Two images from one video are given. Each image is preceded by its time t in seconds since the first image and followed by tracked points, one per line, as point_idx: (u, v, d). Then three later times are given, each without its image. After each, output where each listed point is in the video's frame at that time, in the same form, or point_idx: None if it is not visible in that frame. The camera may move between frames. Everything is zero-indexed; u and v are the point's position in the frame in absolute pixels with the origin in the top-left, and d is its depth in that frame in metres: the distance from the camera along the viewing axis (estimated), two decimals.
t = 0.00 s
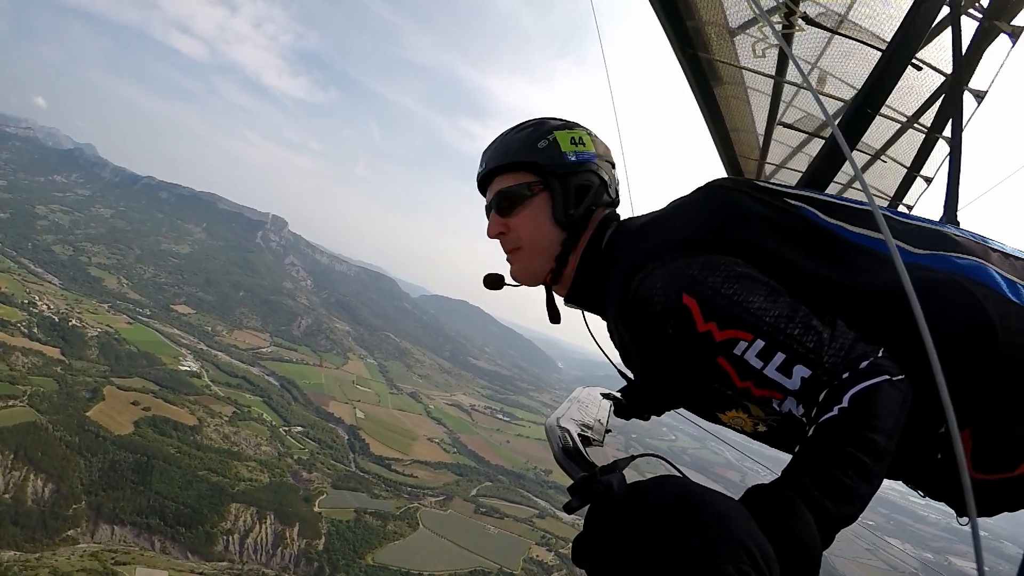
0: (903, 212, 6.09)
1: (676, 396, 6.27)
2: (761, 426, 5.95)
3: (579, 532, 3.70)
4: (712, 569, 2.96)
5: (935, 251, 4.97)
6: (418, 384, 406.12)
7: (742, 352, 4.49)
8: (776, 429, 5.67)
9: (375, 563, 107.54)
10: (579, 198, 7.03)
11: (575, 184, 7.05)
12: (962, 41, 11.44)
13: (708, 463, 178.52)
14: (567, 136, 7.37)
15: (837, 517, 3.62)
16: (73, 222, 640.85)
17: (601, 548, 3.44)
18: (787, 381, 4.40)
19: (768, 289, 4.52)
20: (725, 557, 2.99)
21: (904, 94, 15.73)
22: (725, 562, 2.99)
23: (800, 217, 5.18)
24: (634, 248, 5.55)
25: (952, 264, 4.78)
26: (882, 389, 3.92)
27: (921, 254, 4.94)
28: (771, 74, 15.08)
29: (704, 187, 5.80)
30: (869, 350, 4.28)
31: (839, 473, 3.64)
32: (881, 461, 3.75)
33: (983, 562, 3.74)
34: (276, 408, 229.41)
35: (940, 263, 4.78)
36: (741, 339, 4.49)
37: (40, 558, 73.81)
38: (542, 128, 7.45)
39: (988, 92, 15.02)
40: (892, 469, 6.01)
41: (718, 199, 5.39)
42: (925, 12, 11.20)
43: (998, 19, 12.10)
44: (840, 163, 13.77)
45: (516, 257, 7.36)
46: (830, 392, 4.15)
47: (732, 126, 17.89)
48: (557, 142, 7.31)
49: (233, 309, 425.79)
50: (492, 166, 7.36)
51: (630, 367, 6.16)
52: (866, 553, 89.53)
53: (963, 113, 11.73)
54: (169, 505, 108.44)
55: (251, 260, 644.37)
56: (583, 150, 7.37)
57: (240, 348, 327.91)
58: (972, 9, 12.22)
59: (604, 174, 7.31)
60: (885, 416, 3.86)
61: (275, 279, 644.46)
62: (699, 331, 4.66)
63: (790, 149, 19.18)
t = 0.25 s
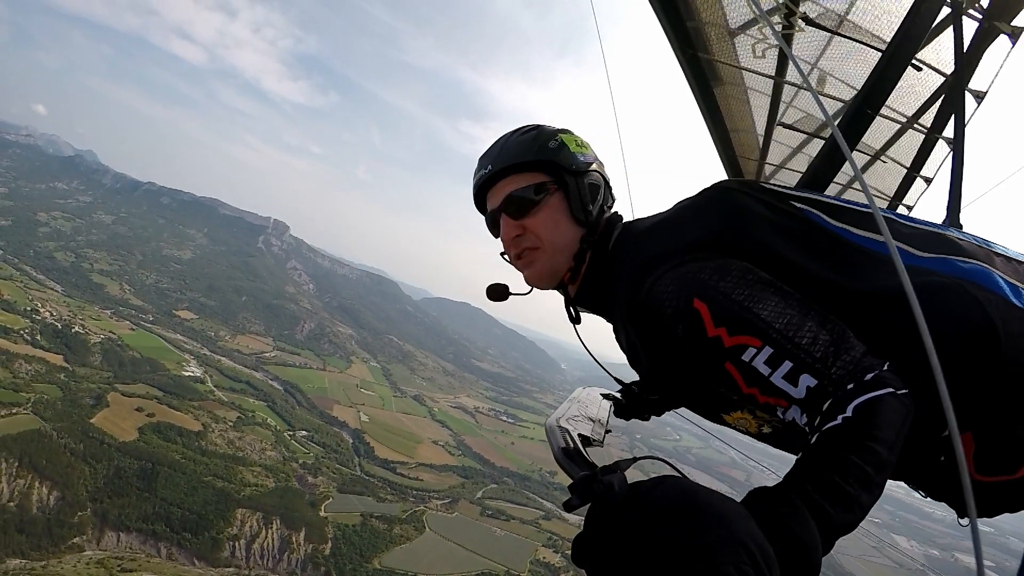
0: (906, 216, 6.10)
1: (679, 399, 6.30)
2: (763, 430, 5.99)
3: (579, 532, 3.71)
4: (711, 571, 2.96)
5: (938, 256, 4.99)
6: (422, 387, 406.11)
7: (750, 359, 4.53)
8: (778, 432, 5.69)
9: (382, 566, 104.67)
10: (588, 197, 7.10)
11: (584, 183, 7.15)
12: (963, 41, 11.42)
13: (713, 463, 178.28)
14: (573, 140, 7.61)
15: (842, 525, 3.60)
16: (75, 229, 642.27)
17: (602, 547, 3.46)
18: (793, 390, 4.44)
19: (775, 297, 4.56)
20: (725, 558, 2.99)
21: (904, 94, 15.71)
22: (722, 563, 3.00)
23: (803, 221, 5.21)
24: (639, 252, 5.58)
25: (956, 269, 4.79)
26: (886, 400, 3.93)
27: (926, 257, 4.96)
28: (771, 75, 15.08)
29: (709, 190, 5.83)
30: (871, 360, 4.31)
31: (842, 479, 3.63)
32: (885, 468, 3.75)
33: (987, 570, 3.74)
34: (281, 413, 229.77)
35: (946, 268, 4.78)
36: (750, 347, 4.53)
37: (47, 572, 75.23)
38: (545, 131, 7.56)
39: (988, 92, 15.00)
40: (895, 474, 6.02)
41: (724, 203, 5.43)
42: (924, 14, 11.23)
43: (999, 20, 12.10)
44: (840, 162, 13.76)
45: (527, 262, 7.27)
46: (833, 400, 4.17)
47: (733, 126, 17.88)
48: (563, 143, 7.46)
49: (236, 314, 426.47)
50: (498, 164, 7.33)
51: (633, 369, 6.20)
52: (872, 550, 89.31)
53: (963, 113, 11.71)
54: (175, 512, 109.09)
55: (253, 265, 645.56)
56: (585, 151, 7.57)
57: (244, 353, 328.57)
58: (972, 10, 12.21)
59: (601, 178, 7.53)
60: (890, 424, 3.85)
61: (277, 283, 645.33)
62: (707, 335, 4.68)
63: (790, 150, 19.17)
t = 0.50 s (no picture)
0: (903, 214, 6.10)
1: (677, 399, 6.33)
2: (761, 431, 6.01)
3: (579, 531, 3.74)
4: (711, 567, 2.97)
5: (934, 254, 5.02)
6: (425, 387, 406.25)
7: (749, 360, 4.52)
8: (776, 433, 5.74)
9: (386, 568, 104.30)
10: (577, 205, 7.07)
11: (572, 189, 7.12)
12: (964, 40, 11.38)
13: (716, 462, 178.09)
14: (560, 144, 7.57)
15: (841, 524, 3.59)
16: (77, 230, 642.46)
17: (604, 548, 3.47)
18: (789, 389, 4.46)
19: (772, 299, 4.57)
20: (724, 556, 3.00)
21: (904, 93, 15.69)
22: (725, 561, 2.99)
23: (796, 221, 5.30)
24: (637, 255, 5.60)
25: (956, 267, 4.81)
26: (882, 399, 3.98)
27: (922, 256, 4.97)
28: (771, 74, 15.08)
29: (705, 191, 5.87)
30: (868, 359, 4.31)
31: (841, 478, 3.64)
32: (884, 468, 3.76)
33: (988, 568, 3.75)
34: (284, 414, 229.89)
35: (942, 265, 4.83)
36: (746, 348, 4.53)
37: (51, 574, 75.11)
38: (533, 138, 7.56)
39: (988, 92, 15.00)
40: (893, 472, 6.03)
41: (721, 204, 5.48)
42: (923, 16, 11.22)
43: (999, 19, 12.08)
44: (841, 163, 13.74)
45: (522, 270, 7.32)
46: (830, 400, 4.20)
47: (733, 126, 17.88)
48: (550, 149, 7.47)
49: (239, 315, 426.83)
50: (482, 178, 7.42)
51: (631, 370, 6.21)
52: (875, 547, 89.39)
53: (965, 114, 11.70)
54: (179, 514, 109.17)
55: (256, 266, 646.00)
56: (574, 156, 7.56)
57: (247, 353, 328.95)
58: (973, 9, 12.19)
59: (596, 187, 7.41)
60: (887, 423, 3.88)
61: (280, 283, 645.68)
62: (707, 337, 4.68)
63: (790, 150, 19.16)
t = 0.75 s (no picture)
0: (892, 217, 6.22)
1: (669, 401, 6.38)
2: (753, 431, 6.05)
3: (580, 534, 3.74)
4: (710, 567, 2.97)
5: (922, 257, 5.15)
6: (427, 389, 406.16)
7: (735, 365, 4.61)
8: (769, 433, 5.77)
9: (388, 570, 104.77)
10: (567, 214, 7.12)
11: (562, 199, 7.11)
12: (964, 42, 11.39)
13: (717, 465, 177.65)
14: (550, 154, 7.56)
15: (834, 525, 3.62)
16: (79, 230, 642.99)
17: (604, 546, 3.50)
18: (776, 392, 4.52)
19: (760, 302, 4.64)
20: (724, 559, 3.00)
21: (904, 93, 15.70)
22: (723, 563, 2.99)
23: (787, 225, 5.34)
24: (633, 258, 5.65)
25: (943, 270, 4.96)
26: (870, 399, 4.05)
27: (910, 259, 5.08)
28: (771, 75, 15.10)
29: (696, 195, 5.92)
30: (855, 361, 4.40)
31: (833, 477, 3.69)
32: (874, 466, 3.86)
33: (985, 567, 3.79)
34: (286, 415, 229.67)
35: (929, 269, 4.97)
36: (734, 352, 4.60)
37: None
38: (523, 149, 7.58)
39: (988, 93, 14.99)
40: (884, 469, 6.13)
41: (710, 209, 5.54)
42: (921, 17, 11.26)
43: (998, 20, 12.09)
44: (840, 163, 13.75)
45: (516, 281, 7.42)
46: (820, 400, 4.29)
47: (733, 126, 17.88)
48: (540, 160, 7.44)
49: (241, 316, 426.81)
50: (475, 191, 7.51)
51: (625, 373, 6.26)
52: (877, 552, 89.24)
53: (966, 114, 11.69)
54: (180, 515, 108.87)
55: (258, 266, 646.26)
56: (565, 166, 7.51)
57: (249, 354, 328.91)
58: (972, 10, 12.21)
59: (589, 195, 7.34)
60: (877, 422, 3.96)
61: (282, 284, 645.79)
62: (695, 342, 4.74)
63: (790, 150, 19.16)
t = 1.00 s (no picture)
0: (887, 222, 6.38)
1: (664, 400, 6.46)
2: (748, 431, 6.15)
3: (579, 531, 3.77)
4: (709, 565, 2.97)
5: (912, 262, 5.35)
6: (428, 392, 406.08)
7: (726, 365, 4.70)
8: (763, 435, 5.85)
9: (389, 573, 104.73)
10: (563, 214, 7.12)
11: (558, 199, 7.14)
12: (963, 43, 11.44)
13: (719, 469, 177.24)
14: (555, 154, 7.36)
15: (828, 524, 3.68)
16: (81, 231, 643.14)
17: (603, 546, 3.50)
18: (765, 394, 4.62)
19: (753, 306, 4.73)
20: (724, 555, 3.00)
21: (904, 94, 15.74)
22: (718, 562, 2.97)
23: (785, 227, 5.40)
24: (632, 261, 5.70)
25: (932, 274, 5.19)
26: (859, 403, 4.15)
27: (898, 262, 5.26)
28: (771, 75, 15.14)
29: (694, 200, 5.97)
30: (844, 364, 4.48)
31: (827, 477, 3.77)
32: (864, 467, 3.92)
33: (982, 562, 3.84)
34: (287, 417, 229.34)
35: (919, 273, 5.17)
36: (726, 353, 4.67)
37: None
38: (534, 145, 7.54)
39: (988, 93, 15.02)
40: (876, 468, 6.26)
41: (708, 212, 5.64)
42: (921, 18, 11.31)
43: (999, 19, 12.12)
44: (840, 164, 13.78)
45: (511, 268, 7.66)
46: (809, 407, 4.38)
47: (733, 127, 17.93)
48: (544, 159, 7.36)
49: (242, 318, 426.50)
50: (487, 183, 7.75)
51: (622, 373, 6.34)
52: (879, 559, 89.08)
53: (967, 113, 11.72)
54: (182, 517, 108.39)
55: (260, 268, 646.38)
56: (568, 168, 7.29)
57: (250, 356, 328.63)
58: (972, 9, 12.25)
59: (592, 191, 7.22)
60: (868, 427, 4.05)
61: (284, 286, 645.71)
62: (687, 344, 4.84)
63: (790, 151, 19.21)
